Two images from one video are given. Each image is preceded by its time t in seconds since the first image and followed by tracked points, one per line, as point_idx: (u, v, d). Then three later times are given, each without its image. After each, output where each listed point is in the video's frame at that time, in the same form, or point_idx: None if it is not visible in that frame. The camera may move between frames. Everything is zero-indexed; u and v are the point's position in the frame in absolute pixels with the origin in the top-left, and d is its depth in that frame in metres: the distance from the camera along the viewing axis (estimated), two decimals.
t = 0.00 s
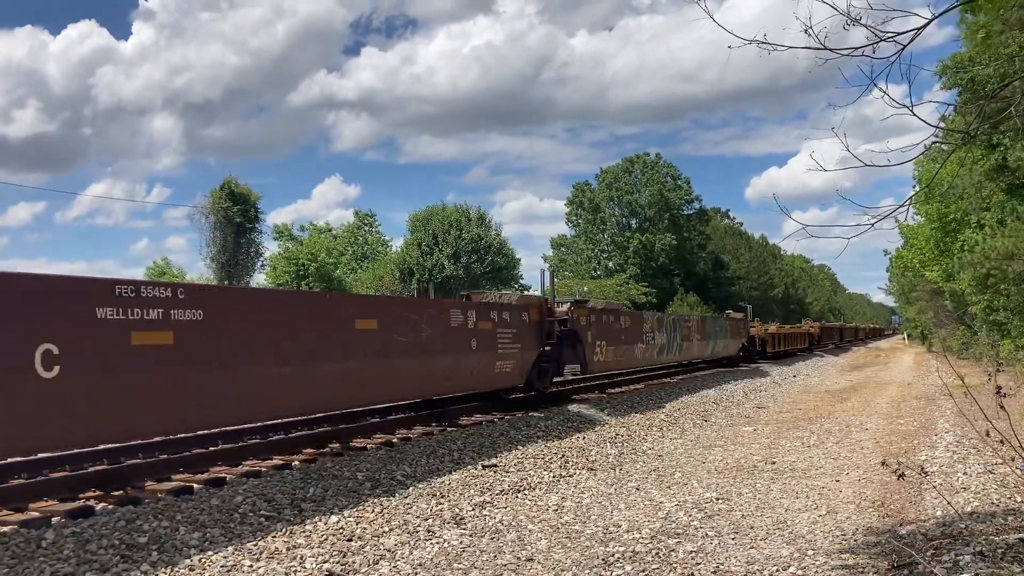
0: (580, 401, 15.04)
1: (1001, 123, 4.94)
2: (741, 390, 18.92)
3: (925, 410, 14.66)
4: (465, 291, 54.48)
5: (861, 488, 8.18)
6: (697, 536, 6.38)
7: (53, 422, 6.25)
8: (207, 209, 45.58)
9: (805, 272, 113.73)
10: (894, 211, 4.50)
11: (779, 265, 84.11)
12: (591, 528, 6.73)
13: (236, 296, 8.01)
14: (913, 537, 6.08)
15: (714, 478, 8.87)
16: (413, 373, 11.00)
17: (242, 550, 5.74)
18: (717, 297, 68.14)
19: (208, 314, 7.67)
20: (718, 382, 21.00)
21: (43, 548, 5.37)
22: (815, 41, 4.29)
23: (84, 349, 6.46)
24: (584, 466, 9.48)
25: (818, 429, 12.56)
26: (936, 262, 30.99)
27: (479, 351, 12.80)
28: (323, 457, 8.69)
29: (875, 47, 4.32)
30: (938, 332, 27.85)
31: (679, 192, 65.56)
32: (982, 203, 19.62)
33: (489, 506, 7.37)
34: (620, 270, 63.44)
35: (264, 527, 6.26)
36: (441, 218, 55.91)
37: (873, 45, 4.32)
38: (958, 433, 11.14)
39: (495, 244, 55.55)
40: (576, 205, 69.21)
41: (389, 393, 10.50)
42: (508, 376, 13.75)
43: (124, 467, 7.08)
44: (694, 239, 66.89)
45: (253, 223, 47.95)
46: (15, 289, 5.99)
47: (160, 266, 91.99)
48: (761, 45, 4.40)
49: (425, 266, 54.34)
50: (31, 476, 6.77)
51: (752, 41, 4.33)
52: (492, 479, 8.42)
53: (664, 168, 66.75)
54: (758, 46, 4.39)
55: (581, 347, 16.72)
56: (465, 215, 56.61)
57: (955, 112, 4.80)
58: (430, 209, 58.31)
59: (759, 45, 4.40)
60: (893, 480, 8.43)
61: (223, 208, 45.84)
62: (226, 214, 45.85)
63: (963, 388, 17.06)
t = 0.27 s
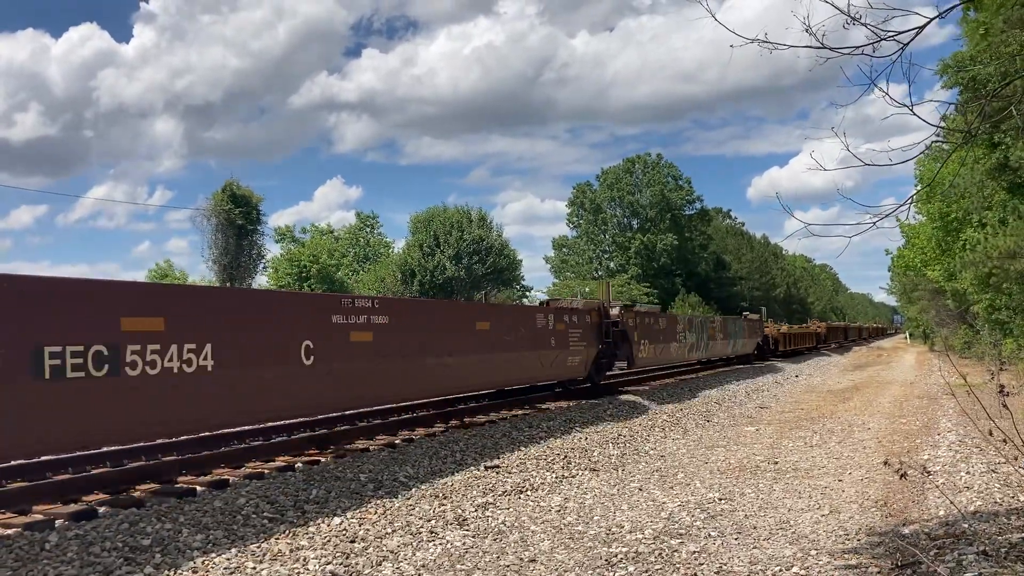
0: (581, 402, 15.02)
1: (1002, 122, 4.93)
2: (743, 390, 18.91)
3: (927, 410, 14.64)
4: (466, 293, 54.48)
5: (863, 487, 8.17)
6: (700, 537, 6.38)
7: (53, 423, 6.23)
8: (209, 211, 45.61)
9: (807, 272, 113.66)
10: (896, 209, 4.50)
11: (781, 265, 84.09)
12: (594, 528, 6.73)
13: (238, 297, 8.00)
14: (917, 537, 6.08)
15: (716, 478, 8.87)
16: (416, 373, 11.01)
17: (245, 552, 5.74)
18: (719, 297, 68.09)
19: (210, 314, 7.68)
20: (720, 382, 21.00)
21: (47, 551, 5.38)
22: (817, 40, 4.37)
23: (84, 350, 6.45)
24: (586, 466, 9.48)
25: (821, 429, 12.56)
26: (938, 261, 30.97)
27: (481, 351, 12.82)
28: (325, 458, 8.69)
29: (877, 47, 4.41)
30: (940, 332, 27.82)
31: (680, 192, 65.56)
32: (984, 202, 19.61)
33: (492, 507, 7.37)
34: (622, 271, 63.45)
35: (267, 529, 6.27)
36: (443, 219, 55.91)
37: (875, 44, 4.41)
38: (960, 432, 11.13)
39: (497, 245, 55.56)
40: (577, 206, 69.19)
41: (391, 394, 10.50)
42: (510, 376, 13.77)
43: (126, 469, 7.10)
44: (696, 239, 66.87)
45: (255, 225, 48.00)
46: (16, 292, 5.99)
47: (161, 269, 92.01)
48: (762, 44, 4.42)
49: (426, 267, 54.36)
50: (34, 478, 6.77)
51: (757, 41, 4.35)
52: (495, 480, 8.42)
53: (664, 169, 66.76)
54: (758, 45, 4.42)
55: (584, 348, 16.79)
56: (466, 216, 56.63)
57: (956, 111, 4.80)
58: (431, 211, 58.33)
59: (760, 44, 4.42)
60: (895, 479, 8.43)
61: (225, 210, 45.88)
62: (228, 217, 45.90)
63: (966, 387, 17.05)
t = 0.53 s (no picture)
0: (584, 404, 15.00)
1: (1004, 121, 4.93)
2: (745, 391, 18.90)
3: (930, 410, 14.62)
4: (468, 294, 54.51)
5: (866, 488, 8.16)
6: (702, 538, 6.38)
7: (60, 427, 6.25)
8: (210, 213, 45.69)
9: (809, 273, 113.55)
10: (898, 209, 4.50)
11: (783, 266, 84.06)
12: (597, 530, 6.72)
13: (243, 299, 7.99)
14: (920, 537, 6.07)
15: (719, 479, 8.87)
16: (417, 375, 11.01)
17: (248, 554, 5.74)
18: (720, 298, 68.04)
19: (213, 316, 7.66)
20: (722, 384, 20.99)
21: (49, 554, 5.38)
22: (818, 41, 4.40)
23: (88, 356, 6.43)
24: (589, 468, 9.47)
25: (823, 430, 12.55)
26: (940, 261, 30.93)
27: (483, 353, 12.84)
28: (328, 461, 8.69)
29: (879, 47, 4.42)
30: (942, 332, 27.78)
31: (682, 193, 65.56)
32: (986, 202, 19.61)
33: (495, 509, 7.36)
34: (623, 272, 63.46)
35: (270, 531, 6.26)
36: (444, 221, 55.95)
37: (877, 44, 4.42)
38: (963, 433, 11.12)
39: (498, 247, 55.59)
40: (578, 207, 69.21)
41: (393, 396, 10.49)
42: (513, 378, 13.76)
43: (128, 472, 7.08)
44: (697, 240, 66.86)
45: (257, 227, 48.06)
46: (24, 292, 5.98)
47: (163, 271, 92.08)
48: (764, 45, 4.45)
49: (428, 269, 54.40)
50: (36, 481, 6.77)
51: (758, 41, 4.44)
52: (497, 482, 8.42)
53: (665, 170, 66.78)
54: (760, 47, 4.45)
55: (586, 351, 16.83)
56: (468, 218, 56.67)
57: (958, 111, 4.80)
58: (432, 213, 58.39)
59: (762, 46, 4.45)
60: (899, 480, 8.42)
61: (227, 212, 45.95)
62: (230, 219, 45.96)
63: (969, 388, 17.05)
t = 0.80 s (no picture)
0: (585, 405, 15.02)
1: (1005, 123, 4.93)
2: (746, 393, 18.90)
3: (930, 412, 14.62)
4: (468, 296, 54.55)
5: (866, 490, 8.16)
6: (702, 540, 6.37)
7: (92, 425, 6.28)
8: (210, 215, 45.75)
9: (809, 274, 113.54)
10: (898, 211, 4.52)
11: (783, 267, 84.08)
12: (596, 532, 6.72)
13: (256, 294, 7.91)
14: (921, 539, 6.06)
15: (719, 481, 8.87)
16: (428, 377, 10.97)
17: (248, 556, 5.73)
18: (721, 300, 68.02)
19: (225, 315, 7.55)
20: (723, 385, 20.99)
21: (49, 556, 5.38)
22: (818, 43, 4.46)
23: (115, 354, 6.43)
24: (589, 470, 9.48)
25: (823, 432, 12.55)
26: (940, 263, 30.94)
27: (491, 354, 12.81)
28: (328, 462, 8.68)
29: (878, 49, 4.48)
30: (943, 333, 27.79)
31: (682, 194, 65.57)
32: (986, 204, 19.60)
33: (494, 511, 7.36)
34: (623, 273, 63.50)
35: (270, 533, 6.26)
36: (444, 222, 55.98)
37: (877, 46, 4.47)
38: (964, 434, 11.12)
39: (499, 248, 55.60)
40: (578, 208, 69.24)
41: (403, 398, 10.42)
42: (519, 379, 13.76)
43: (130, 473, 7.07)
44: (697, 242, 66.89)
45: (258, 229, 48.12)
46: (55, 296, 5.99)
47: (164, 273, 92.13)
48: (764, 46, 4.52)
49: (428, 270, 54.44)
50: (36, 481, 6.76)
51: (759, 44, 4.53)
52: (498, 483, 8.41)
53: (665, 171, 66.82)
54: (760, 47, 4.52)
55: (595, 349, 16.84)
56: (468, 219, 56.71)
57: (958, 113, 4.81)
58: (433, 214, 58.43)
59: (762, 47, 4.52)
60: (899, 482, 8.43)
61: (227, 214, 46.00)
62: (231, 220, 46.01)
63: (969, 389, 17.05)
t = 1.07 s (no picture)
0: (583, 406, 15.02)
1: (1004, 125, 4.93)
2: (745, 395, 18.90)
3: (930, 414, 14.62)
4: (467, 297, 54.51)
5: (865, 492, 8.15)
6: (701, 541, 6.36)
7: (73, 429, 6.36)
8: (210, 215, 45.73)
9: (808, 276, 113.57)
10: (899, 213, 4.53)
11: (783, 269, 84.08)
12: (595, 533, 6.71)
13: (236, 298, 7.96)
14: (920, 542, 6.06)
15: (718, 482, 8.86)
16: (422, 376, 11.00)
17: (246, 557, 5.72)
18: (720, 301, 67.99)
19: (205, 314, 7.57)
20: (722, 387, 20.97)
21: (46, 556, 5.37)
22: (819, 44, 4.46)
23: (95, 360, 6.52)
24: (587, 471, 9.47)
25: (822, 433, 12.54)
26: (940, 265, 30.93)
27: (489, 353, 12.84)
28: (326, 463, 8.68)
29: (878, 50, 4.46)
30: (942, 336, 27.78)
31: (681, 196, 65.57)
32: (985, 206, 19.60)
33: (493, 512, 7.35)
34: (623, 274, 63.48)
35: (268, 534, 6.25)
36: (444, 223, 55.94)
37: (877, 47, 4.46)
38: (963, 437, 11.12)
39: (498, 249, 55.57)
40: (577, 210, 69.24)
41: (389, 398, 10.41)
42: (518, 378, 13.82)
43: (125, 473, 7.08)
44: (696, 244, 66.89)
45: (257, 229, 48.08)
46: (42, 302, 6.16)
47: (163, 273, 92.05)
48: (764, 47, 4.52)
49: (427, 271, 54.40)
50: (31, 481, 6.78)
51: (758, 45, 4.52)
52: (496, 484, 8.40)
53: (664, 172, 66.85)
54: (760, 48, 4.53)
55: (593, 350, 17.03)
56: (468, 220, 56.69)
57: (957, 115, 4.82)
58: (432, 215, 58.40)
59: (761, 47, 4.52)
60: (898, 484, 8.42)
61: (226, 214, 45.95)
62: (230, 221, 45.96)
63: (968, 391, 17.04)
